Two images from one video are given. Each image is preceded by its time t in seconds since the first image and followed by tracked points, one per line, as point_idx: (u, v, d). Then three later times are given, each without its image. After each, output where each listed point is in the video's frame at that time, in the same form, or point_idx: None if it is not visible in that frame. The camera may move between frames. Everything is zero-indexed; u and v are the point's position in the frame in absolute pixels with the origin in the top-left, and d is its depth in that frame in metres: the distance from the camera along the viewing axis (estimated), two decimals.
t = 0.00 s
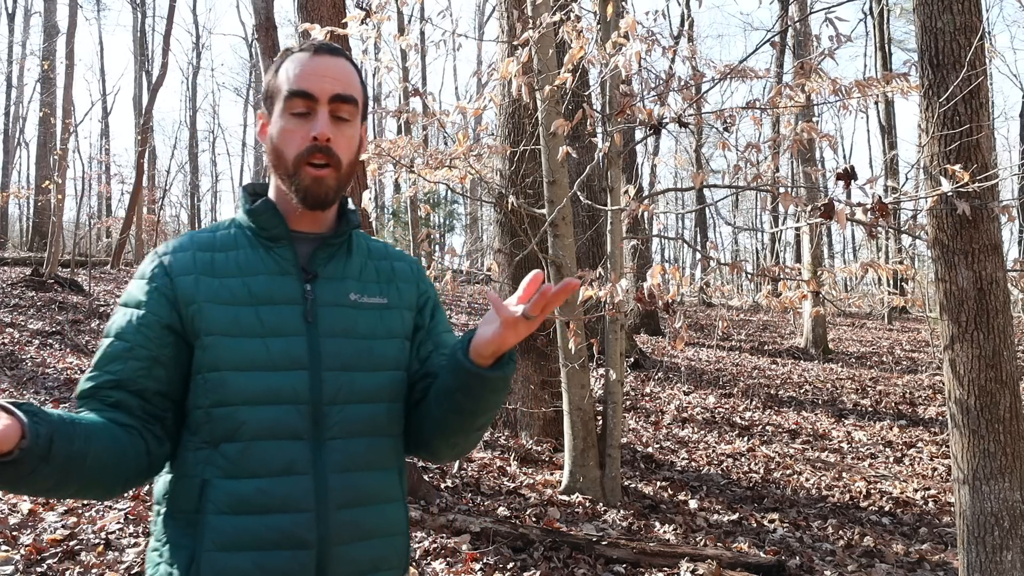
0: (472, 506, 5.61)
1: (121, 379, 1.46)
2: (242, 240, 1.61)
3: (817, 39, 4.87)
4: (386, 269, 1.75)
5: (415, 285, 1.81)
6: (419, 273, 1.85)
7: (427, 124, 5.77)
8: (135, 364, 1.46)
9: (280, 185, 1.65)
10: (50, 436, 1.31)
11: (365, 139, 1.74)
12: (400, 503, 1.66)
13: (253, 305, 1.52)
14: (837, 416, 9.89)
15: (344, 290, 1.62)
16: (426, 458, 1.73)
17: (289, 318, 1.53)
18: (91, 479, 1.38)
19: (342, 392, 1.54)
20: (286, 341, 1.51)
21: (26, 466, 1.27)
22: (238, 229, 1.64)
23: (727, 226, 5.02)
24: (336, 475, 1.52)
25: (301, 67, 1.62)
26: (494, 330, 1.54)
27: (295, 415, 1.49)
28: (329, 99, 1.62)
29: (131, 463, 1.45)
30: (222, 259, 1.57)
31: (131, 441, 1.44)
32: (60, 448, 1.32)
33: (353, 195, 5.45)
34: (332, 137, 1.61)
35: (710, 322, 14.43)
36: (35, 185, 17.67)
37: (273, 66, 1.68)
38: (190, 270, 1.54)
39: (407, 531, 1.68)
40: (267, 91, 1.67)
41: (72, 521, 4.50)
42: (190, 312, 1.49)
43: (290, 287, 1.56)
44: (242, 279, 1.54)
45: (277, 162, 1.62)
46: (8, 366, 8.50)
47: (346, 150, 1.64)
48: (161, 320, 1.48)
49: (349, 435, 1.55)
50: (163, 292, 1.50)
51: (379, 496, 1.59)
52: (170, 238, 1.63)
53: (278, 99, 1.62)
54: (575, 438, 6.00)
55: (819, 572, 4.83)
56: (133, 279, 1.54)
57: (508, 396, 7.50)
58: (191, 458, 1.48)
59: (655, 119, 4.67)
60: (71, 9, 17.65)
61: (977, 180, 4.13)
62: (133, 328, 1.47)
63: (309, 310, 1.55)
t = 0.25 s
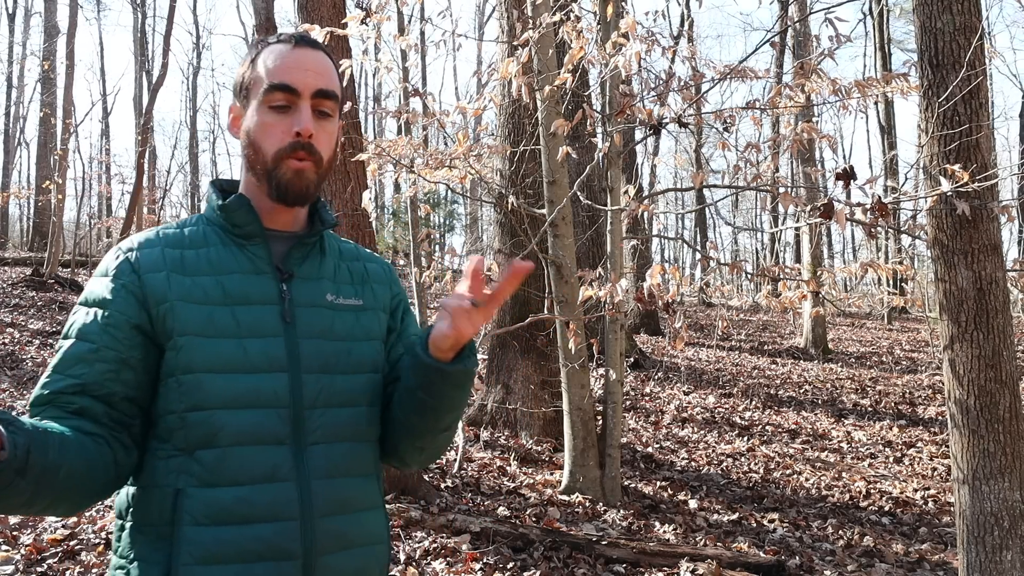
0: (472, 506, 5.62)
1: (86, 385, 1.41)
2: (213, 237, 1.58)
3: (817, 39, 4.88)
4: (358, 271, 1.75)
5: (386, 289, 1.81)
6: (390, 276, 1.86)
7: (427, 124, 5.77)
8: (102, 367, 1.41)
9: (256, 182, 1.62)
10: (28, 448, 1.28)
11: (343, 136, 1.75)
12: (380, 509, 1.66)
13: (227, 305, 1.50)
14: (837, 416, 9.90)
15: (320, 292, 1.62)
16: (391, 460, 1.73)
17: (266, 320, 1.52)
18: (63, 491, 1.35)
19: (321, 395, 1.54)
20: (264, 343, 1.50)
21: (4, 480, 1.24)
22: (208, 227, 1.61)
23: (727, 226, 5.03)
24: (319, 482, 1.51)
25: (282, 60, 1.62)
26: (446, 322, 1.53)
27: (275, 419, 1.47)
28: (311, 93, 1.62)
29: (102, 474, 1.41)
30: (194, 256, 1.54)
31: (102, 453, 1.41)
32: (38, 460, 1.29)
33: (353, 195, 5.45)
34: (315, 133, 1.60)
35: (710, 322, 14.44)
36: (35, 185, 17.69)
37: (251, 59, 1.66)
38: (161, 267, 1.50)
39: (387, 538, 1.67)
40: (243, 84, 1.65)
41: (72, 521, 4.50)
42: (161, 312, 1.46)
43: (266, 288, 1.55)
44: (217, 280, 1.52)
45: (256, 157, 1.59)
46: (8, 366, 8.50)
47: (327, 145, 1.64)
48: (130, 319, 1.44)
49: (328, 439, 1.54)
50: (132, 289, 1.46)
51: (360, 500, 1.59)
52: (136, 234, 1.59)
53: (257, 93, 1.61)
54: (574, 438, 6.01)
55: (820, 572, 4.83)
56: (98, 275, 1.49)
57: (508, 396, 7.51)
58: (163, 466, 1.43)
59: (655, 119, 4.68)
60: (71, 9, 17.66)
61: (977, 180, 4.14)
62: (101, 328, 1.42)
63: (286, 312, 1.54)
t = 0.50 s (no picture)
0: (472, 506, 5.62)
1: (74, 391, 1.39)
2: (200, 237, 1.58)
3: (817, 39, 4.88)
4: (345, 271, 1.76)
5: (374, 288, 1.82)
6: (378, 274, 1.86)
7: (427, 124, 5.77)
8: (90, 372, 1.40)
9: (245, 179, 1.61)
10: (35, 468, 1.27)
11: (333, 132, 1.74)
12: (371, 513, 1.66)
13: (215, 307, 1.50)
14: (837, 416, 9.90)
15: (309, 293, 1.62)
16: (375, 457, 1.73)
17: (255, 322, 1.52)
18: (66, 506, 1.34)
19: (312, 397, 1.54)
20: (253, 345, 1.50)
21: (13, 503, 1.23)
22: (194, 226, 1.61)
23: (726, 226, 5.03)
24: (311, 486, 1.51)
25: (274, 54, 1.61)
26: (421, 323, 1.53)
27: (265, 424, 1.47)
28: (304, 89, 1.61)
29: (98, 484, 1.41)
30: (180, 257, 1.54)
31: (98, 463, 1.40)
32: (44, 479, 1.28)
33: (353, 196, 5.45)
34: (309, 129, 1.60)
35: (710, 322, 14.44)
36: (36, 185, 17.70)
37: (240, 53, 1.64)
38: (148, 267, 1.50)
39: (378, 541, 1.67)
40: (233, 79, 1.63)
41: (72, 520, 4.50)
42: (148, 313, 1.45)
43: (255, 289, 1.55)
44: (204, 281, 1.52)
45: (248, 153, 1.57)
46: (8, 367, 8.50)
47: (320, 142, 1.64)
48: (116, 321, 1.43)
49: (318, 443, 1.54)
50: (118, 289, 1.45)
51: (351, 505, 1.58)
52: (119, 233, 1.58)
53: (248, 88, 1.59)
54: (574, 438, 6.01)
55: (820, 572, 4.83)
56: (81, 275, 1.48)
57: (508, 396, 7.51)
58: (150, 473, 1.42)
59: (655, 119, 4.68)
60: (71, 9, 17.66)
61: (977, 180, 4.14)
62: (87, 330, 1.41)
63: (276, 313, 1.55)
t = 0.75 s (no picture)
0: (472, 506, 5.62)
1: (73, 394, 1.38)
2: (197, 236, 1.58)
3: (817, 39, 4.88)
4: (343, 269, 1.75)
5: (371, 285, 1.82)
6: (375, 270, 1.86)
7: (427, 124, 5.77)
8: (88, 374, 1.39)
9: (243, 174, 1.59)
10: (46, 491, 1.28)
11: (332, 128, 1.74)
12: (370, 513, 1.66)
13: (213, 306, 1.50)
14: (837, 416, 9.90)
15: (307, 291, 1.62)
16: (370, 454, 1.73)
17: (252, 321, 1.52)
18: (76, 517, 1.36)
19: (311, 397, 1.54)
20: (250, 344, 1.50)
21: (26, 529, 1.25)
22: (191, 224, 1.61)
23: (726, 226, 5.03)
24: (309, 487, 1.51)
25: (272, 47, 1.61)
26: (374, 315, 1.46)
27: (263, 424, 1.47)
28: (302, 82, 1.62)
29: (105, 490, 1.42)
30: (177, 255, 1.54)
31: (104, 470, 1.41)
32: (55, 500, 1.29)
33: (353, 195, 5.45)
34: (306, 122, 1.58)
35: (710, 322, 14.44)
36: (36, 185, 17.70)
37: (238, 49, 1.65)
38: (145, 267, 1.50)
39: (377, 540, 1.67)
40: (231, 75, 1.63)
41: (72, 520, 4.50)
42: (145, 313, 1.45)
43: (253, 287, 1.55)
44: (202, 280, 1.52)
45: (246, 147, 1.56)
46: (9, 367, 8.51)
47: (317, 136, 1.63)
48: (113, 321, 1.43)
49: (317, 442, 1.54)
50: (114, 288, 1.45)
51: (350, 505, 1.58)
52: (115, 232, 1.58)
53: (246, 82, 1.59)
54: (575, 438, 6.01)
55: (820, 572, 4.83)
56: (78, 276, 1.48)
57: (508, 396, 7.51)
58: (148, 475, 1.42)
59: (655, 119, 4.68)
60: (71, 9, 17.65)
61: (977, 180, 4.14)
62: (84, 331, 1.41)
63: (274, 312, 1.54)
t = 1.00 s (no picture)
0: (472, 506, 5.62)
1: (78, 399, 1.40)
2: (191, 236, 1.59)
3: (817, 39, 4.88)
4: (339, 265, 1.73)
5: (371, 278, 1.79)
6: (376, 264, 1.84)
7: (427, 124, 5.78)
8: (91, 378, 1.41)
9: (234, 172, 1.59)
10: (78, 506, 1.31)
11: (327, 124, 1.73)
12: (367, 514, 1.62)
13: (204, 306, 1.50)
14: (837, 416, 9.89)
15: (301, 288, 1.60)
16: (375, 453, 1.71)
17: (244, 319, 1.51)
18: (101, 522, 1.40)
19: (303, 394, 1.52)
20: (240, 343, 1.48)
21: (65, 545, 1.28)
22: (186, 225, 1.61)
23: (726, 226, 5.03)
24: (300, 486, 1.48)
25: (263, 45, 1.62)
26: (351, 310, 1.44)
27: (252, 423, 1.45)
28: (292, 77, 1.61)
29: (120, 491, 1.45)
30: (171, 257, 1.55)
31: (119, 474, 1.44)
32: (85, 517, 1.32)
33: (353, 196, 5.45)
34: (295, 115, 1.58)
35: (710, 322, 14.43)
36: (36, 185, 17.69)
37: (231, 47, 1.67)
38: (138, 269, 1.51)
39: (377, 541, 1.63)
40: (224, 73, 1.65)
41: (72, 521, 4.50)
42: (140, 315, 1.47)
43: (244, 286, 1.54)
44: (194, 280, 1.52)
45: (235, 143, 1.56)
46: (9, 366, 8.51)
47: (308, 130, 1.61)
48: (110, 325, 1.45)
49: (309, 441, 1.51)
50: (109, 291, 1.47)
51: (344, 505, 1.54)
52: (114, 235, 1.60)
53: (237, 79, 1.60)
54: (574, 438, 6.01)
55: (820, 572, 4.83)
56: (76, 281, 1.51)
57: (508, 396, 7.51)
58: (147, 475, 1.43)
59: (655, 119, 4.68)
60: (71, 9, 17.64)
61: (977, 180, 4.14)
62: (84, 336, 1.43)
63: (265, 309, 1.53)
